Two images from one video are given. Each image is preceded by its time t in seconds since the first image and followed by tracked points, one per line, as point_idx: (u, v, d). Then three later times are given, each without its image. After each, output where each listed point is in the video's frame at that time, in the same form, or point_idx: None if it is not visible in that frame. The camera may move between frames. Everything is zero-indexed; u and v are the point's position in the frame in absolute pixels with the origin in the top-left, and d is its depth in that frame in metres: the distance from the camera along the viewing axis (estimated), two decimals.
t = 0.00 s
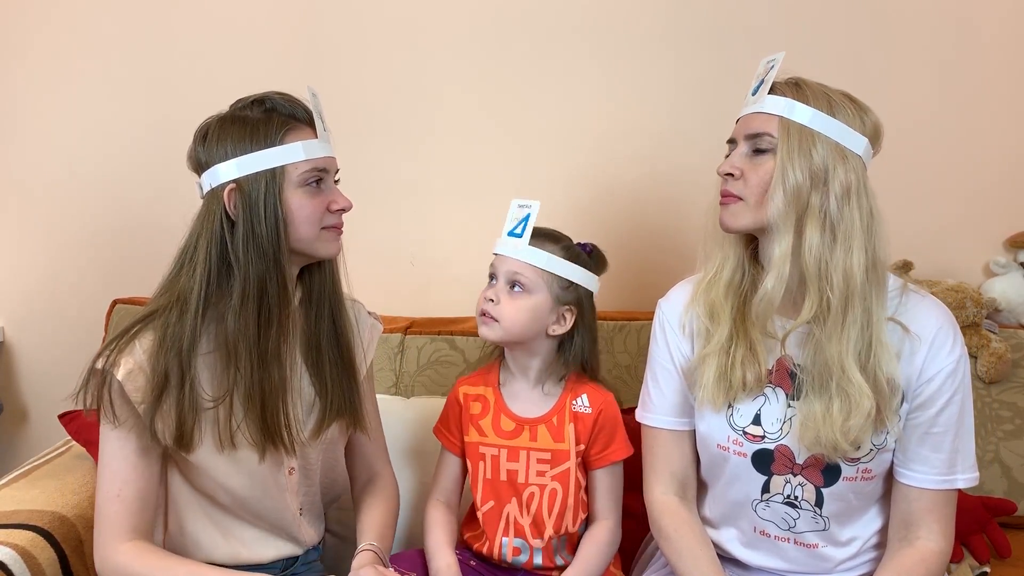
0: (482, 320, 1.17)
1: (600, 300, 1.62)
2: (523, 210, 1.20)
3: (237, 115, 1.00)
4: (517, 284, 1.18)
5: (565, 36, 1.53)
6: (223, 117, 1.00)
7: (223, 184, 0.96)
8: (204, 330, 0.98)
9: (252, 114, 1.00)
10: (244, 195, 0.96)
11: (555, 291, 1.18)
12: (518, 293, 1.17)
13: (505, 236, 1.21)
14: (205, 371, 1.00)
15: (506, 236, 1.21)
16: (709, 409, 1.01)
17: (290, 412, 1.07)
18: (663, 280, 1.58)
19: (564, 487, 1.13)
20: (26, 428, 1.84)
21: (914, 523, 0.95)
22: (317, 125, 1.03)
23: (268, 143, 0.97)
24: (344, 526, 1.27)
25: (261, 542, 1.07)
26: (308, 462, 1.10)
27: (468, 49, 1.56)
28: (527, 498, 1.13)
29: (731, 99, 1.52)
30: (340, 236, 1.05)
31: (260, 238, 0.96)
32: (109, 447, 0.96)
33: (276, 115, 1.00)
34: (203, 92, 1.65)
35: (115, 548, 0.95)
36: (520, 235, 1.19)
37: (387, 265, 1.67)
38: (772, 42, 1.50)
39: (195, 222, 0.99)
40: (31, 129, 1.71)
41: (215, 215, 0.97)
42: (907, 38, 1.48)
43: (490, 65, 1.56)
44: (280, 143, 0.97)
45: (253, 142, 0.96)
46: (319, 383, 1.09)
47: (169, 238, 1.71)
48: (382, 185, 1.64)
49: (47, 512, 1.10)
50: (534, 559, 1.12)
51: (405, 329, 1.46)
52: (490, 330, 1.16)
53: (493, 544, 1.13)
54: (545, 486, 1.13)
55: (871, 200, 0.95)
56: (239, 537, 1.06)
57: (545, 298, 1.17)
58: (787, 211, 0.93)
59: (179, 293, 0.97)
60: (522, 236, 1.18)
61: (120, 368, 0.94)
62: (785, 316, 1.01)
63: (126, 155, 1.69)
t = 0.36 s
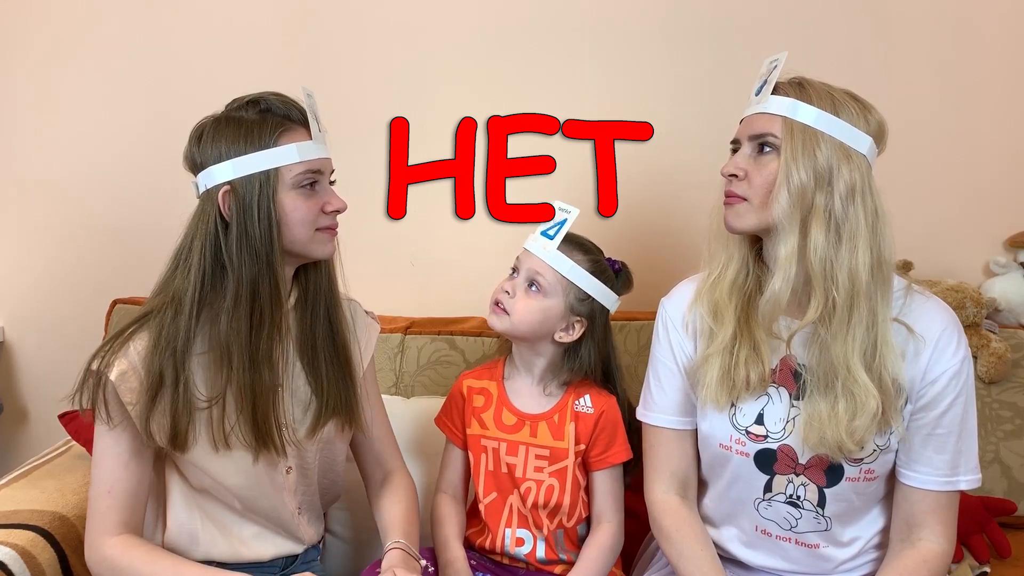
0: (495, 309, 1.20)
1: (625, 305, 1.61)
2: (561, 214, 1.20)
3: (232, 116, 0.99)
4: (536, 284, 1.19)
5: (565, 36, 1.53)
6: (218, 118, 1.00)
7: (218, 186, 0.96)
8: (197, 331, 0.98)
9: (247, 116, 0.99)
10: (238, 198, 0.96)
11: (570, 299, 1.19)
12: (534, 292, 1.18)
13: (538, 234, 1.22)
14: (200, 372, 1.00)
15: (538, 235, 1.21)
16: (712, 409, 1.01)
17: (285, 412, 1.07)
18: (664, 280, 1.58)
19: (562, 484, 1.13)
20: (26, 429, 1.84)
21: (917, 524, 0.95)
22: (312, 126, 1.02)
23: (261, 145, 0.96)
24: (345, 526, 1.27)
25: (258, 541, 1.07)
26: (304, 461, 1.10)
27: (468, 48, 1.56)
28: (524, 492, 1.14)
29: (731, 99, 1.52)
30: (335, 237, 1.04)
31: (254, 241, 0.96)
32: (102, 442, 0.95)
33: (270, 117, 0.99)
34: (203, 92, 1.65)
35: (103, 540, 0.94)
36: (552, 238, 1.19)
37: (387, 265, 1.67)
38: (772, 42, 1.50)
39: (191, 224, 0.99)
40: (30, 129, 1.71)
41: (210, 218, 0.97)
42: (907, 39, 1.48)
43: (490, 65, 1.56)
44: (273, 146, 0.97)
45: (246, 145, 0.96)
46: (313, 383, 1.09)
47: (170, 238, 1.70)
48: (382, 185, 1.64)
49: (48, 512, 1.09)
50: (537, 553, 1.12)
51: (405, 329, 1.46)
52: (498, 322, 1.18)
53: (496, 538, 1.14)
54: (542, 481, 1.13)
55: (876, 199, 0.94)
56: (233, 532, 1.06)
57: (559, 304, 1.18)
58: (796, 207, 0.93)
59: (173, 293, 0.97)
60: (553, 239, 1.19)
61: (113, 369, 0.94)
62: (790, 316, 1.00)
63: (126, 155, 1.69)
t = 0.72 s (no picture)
0: (510, 311, 1.19)
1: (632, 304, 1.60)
2: (568, 211, 1.20)
3: (230, 116, 0.99)
4: (549, 283, 1.19)
5: (564, 36, 1.53)
6: (216, 118, 1.00)
7: (217, 185, 0.96)
8: (197, 330, 0.98)
9: (245, 116, 0.99)
10: (236, 197, 0.96)
11: (584, 296, 1.19)
12: (548, 291, 1.18)
13: (548, 234, 1.22)
14: (200, 371, 0.99)
15: (546, 234, 1.22)
16: (713, 408, 1.01)
17: (284, 411, 1.07)
18: (664, 280, 1.58)
19: (572, 484, 1.13)
20: (26, 429, 1.84)
21: (917, 524, 0.95)
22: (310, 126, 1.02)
23: (260, 144, 0.96)
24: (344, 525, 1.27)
25: (252, 538, 1.07)
26: (302, 460, 1.10)
27: (468, 49, 1.56)
28: (534, 492, 1.14)
29: (731, 99, 1.52)
30: (332, 236, 1.05)
31: (252, 240, 0.96)
32: (94, 438, 0.96)
33: (268, 117, 1.00)
34: (202, 92, 1.65)
35: (86, 530, 0.95)
36: (562, 236, 1.19)
37: (388, 265, 1.67)
38: (772, 42, 1.50)
39: (189, 223, 0.99)
40: (30, 129, 1.71)
41: (207, 217, 0.97)
42: (907, 39, 1.48)
43: (490, 65, 1.56)
44: (272, 145, 0.97)
45: (245, 145, 0.96)
46: (312, 382, 1.09)
47: (170, 237, 1.70)
48: (382, 185, 1.64)
49: (48, 512, 1.09)
50: (541, 554, 1.12)
51: (405, 329, 1.46)
52: (515, 323, 1.17)
53: (500, 536, 1.14)
54: (552, 481, 1.13)
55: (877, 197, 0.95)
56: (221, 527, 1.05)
57: (573, 302, 1.18)
58: (797, 209, 0.93)
59: (173, 293, 0.97)
60: (563, 237, 1.19)
61: (112, 369, 0.93)
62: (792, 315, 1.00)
63: (126, 155, 1.69)
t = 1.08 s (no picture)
0: (515, 317, 1.19)
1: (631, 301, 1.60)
2: (563, 214, 1.19)
3: (230, 117, 0.99)
4: (551, 288, 1.18)
5: (564, 36, 1.53)
6: (216, 119, 1.00)
7: (217, 186, 0.96)
8: (199, 331, 0.98)
9: (245, 117, 0.99)
10: (237, 198, 0.96)
11: (587, 296, 1.19)
12: (551, 295, 1.18)
13: (544, 238, 1.21)
14: (202, 371, 0.99)
15: (543, 238, 1.21)
16: (716, 407, 1.01)
17: (285, 411, 1.06)
18: (664, 280, 1.58)
19: (577, 484, 1.13)
20: (26, 429, 1.84)
21: (917, 524, 0.95)
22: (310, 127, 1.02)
23: (260, 145, 0.96)
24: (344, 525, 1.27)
25: (252, 535, 1.07)
26: (302, 460, 1.10)
27: (468, 50, 1.56)
28: (539, 492, 1.14)
29: (731, 99, 1.52)
30: (332, 236, 1.05)
31: (252, 241, 0.96)
32: (94, 437, 0.95)
33: (268, 118, 0.99)
34: (202, 92, 1.65)
35: (86, 528, 0.95)
36: (559, 240, 1.19)
37: (388, 265, 1.67)
38: (772, 42, 1.50)
39: (190, 224, 0.99)
40: (31, 129, 1.71)
41: (209, 218, 0.97)
42: (907, 39, 1.48)
43: (489, 64, 1.56)
44: (272, 147, 0.97)
45: (246, 145, 0.96)
46: (313, 382, 1.09)
47: (171, 237, 1.70)
48: (382, 185, 1.64)
49: (48, 512, 1.09)
50: (545, 554, 1.12)
51: (405, 329, 1.46)
52: (522, 329, 1.17)
53: (502, 536, 1.15)
54: (557, 481, 1.13)
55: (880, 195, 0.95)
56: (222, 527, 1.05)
57: (577, 302, 1.18)
58: (813, 211, 0.92)
59: (174, 293, 0.97)
60: (560, 241, 1.19)
61: (115, 369, 0.93)
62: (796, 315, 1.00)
63: (126, 155, 1.69)
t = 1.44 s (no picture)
0: (515, 327, 1.18)
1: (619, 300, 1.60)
2: (558, 222, 1.18)
3: (237, 118, 0.99)
4: (551, 296, 1.18)
5: (564, 36, 1.53)
6: (223, 119, 1.00)
7: (221, 187, 0.96)
8: (202, 329, 0.98)
9: (253, 118, 0.99)
10: (240, 199, 0.96)
11: (586, 300, 1.20)
12: (552, 304, 1.17)
13: (539, 245, 1.20)
14: (204, 370, 1.00)
15: (536, 245, 1.20)
16: (717, 407, 1.01)
17: (285, 411, 1.06)
18: (664, 281, 1.59)
19: (575, 480, 1.14)
20: (26, 429, 1.84)
21: (918, 525, 0.95)
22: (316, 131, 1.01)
23: (266, 148, 0.96)
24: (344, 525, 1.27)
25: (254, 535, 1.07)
26: (302, 461, 1.09)
27: (468, 50, 1.56)
28: (538, 490, 1.15)
29: (731, 99, 1.52)
30: (332, 241, 1.04)
31: (254, 242, 0.96)
32: (97, 436, 0.96)
33: (276, 120, 0.99)
34: (202, 92, 1.64)
35: (88, 529, 0.94)
36: (556, 248, 1.18)
37: (388, 265, 1.67)
38: (773, 42, 1.50)
39: (193, 222, 1.00)
40: (31, 129, 1.71)
41: (212, 218, 0.97)
42: (907, 38, 1.48)
43: (490, 64, 1.56)
44: (277, 150, 0.97)
45: (252, 146, 0.96)
46: (313, 383, 1.09)
47: (171, 237, 1.70)
48: (382, 184, 1.64)
49: (48, 512, 1.09)
50: (546, 553, 1.13)
51: (405, 329, 1.46)
52: (525, 339, 1.16)
53: (503, 536, 1.15)
54: (556, 478, 1.15)
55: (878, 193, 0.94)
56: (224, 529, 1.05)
57: (578, 308, 1.19)
58: (793, 217, 0.93)
59: (177, 292, 0.97)
60: (558, 248, 1.18)
61: (117, 367, 0.93)
62: (796, 315, 1.00)
63: (126, 155, 1.68)
